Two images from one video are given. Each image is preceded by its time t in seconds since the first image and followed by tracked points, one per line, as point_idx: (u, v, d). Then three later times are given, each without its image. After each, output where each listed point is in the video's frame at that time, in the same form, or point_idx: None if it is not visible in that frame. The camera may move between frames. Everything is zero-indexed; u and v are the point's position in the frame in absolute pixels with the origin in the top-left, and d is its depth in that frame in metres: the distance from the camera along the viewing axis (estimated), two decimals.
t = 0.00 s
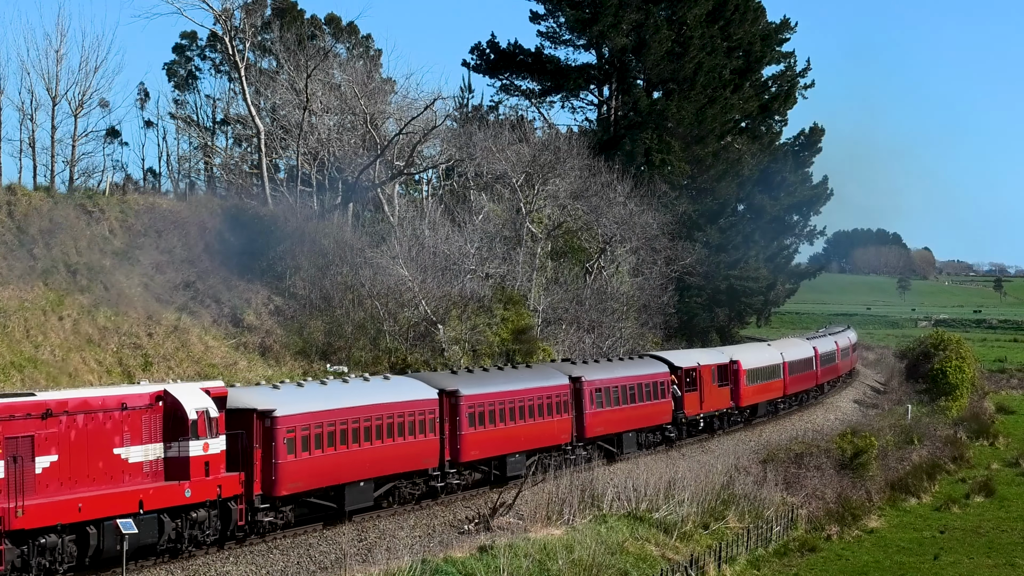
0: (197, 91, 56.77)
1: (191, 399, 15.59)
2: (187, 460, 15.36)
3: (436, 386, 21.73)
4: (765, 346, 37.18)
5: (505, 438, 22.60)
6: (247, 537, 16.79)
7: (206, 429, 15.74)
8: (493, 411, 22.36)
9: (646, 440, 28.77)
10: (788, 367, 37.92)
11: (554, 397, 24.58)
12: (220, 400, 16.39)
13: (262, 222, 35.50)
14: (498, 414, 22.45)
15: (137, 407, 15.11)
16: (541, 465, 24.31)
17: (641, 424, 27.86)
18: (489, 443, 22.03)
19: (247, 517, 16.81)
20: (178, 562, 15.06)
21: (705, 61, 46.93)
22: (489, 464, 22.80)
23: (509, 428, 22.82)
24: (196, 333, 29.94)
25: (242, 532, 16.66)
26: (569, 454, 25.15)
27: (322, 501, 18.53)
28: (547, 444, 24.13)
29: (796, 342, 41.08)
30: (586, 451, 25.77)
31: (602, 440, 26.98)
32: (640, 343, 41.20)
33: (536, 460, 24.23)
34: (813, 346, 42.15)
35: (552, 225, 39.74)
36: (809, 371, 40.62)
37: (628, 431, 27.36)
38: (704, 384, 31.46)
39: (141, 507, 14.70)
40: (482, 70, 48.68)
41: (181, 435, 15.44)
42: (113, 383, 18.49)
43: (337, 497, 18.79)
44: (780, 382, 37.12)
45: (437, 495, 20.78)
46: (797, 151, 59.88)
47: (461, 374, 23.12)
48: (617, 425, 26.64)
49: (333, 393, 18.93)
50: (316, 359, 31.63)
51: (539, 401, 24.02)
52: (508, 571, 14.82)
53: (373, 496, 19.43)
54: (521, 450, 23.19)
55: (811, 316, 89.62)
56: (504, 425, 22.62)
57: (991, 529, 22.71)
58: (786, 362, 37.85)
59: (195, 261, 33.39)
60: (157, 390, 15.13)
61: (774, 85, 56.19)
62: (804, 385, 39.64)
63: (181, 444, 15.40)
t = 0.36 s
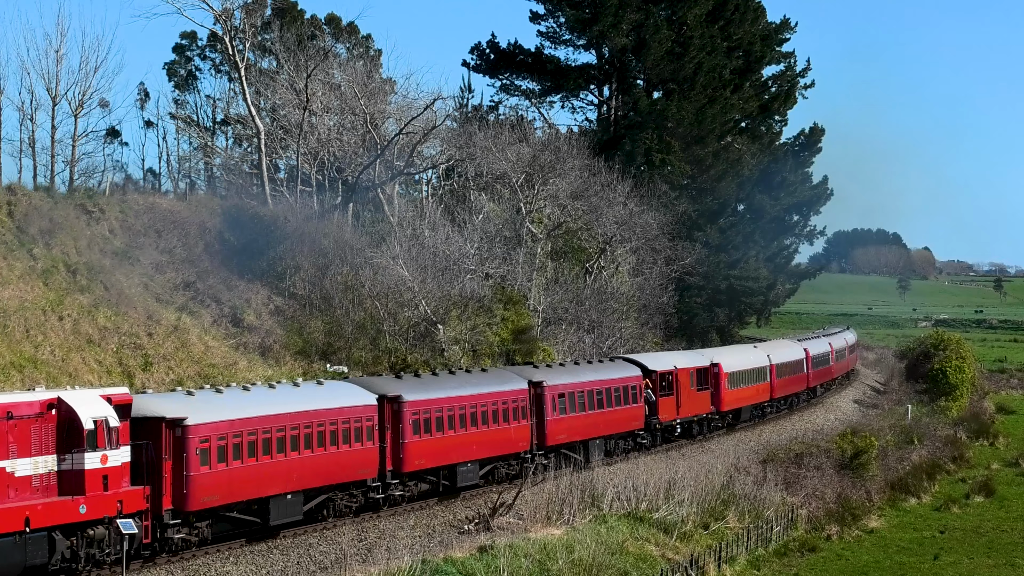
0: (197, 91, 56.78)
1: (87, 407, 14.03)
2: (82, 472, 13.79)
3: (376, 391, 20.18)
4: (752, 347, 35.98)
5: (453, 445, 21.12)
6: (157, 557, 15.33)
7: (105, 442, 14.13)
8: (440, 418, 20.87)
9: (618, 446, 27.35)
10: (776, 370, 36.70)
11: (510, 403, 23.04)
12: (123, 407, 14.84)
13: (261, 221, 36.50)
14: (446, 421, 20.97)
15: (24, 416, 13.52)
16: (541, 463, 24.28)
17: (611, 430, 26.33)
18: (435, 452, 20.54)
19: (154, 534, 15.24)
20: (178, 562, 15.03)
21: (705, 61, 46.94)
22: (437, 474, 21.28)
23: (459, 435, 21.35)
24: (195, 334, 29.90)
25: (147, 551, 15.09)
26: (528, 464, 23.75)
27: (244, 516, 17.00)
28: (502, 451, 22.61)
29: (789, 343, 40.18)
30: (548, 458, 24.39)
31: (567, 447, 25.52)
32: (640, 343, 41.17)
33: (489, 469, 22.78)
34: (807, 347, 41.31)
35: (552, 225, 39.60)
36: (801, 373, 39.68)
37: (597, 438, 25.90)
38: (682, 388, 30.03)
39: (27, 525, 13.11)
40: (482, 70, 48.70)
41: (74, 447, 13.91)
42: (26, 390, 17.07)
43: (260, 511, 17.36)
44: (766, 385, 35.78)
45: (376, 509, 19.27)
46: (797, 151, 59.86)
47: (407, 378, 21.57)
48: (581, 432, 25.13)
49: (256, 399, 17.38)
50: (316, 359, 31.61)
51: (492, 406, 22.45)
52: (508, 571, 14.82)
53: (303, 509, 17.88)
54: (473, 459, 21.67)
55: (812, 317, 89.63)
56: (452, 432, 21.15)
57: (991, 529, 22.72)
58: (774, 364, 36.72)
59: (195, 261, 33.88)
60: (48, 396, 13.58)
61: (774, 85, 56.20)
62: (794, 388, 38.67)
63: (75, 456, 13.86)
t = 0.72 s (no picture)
0: (197, 91, 56.76)
1: None
2: None
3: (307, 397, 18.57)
4: (737, 349, 34.61)
5: (393, 456, 19.60)
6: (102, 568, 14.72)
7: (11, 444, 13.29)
8: (380, 425, 19.41)
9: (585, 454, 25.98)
10: (763, 374, 35.36)
11: (460, 409, 21.58)
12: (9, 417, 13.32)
13: (262, 221, 36.76)
14: (387, 429, 19.52)
15: None
16: (540, 463, 24.27)
17: (573, 437, 24.98)
18: (373, 462, 19.08)
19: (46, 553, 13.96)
20: (178, 562, 15.06)
21: (705, 61, 46.94)
22: (377, 485, 19.83)
23: (403, 444, 19.91)
24: (195, 334, 29.91)
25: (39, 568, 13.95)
26: (481, 473, 22.34)
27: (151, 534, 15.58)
28: (449, 462, 21.13)
29: (780, 344, 39.15)
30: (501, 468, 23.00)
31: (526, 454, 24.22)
32: (640, 343, 41.16)
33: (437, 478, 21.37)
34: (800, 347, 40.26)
35: (552, 225, 39.44)
36: (792, 375, 38.53)
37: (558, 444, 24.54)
38: (656, 392, 28.64)
39: None
40: (482, 70, 48.71)
41: None
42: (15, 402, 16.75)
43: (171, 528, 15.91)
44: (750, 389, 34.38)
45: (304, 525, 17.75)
46: (797, 151, 59.84)
47: (347, 381, 19.99)
48: (538, 440, 23.73)
49: (199, 402, 16.37)
50: (316, 359, 31.63)
51: (438, 413, 20.94)
52: (508, 571, 14.82)
53: (221, 526, 16.45)
54: (415, 471, 20.16)
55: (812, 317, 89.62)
56: (395, 441, 19.72)
57: (991, 529, 22.71)
58: (760, 367, 35.37)
59: (195, 262, 33.88)
60: None
61: (774, 85, 56.22)
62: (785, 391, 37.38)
63: None
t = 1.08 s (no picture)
0: (197, 91, 56.76)
1: None
2: None
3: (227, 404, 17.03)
4: (718, 353, 33.35)
5: (327, 466, 18.04)
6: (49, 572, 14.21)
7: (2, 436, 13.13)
8: (309, 434, 17.80)
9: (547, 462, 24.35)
10: (745, 377, 33.94)
11: (405, 416, 19.93)
12: None
13: (262, 221, 36.84)
14: (317, 438, 17.90)
15: None
16: (542, 463, 24.24)
17: (534, 445, 23.34)
18: (300, 474, 17.48)
19: None
20: (177, 562, 15.06)
21: (705, 61, 46.95)
22: (308, 498, 18.23)
23: (337, 454, 18.31)
24: (195, 334, 29.90)
25: None
26: (428, 484, 20.62)
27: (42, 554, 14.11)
28: (394, 472, 19.51)
29: (769, 346, 38.04)
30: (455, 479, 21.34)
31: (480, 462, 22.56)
32: (640, 343, 41.13)
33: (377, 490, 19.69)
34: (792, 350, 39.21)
35: (552, 225, 39.52)
36: (778, 378, 37.19)
37: (517, 453, 22.87)
38: (626, 397, 27.10)
39: None
40: (482, 70, 48.73)
41: None
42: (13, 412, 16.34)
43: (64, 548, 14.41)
44: (729, 394, 32.88)
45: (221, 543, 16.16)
46: (797, 151, 59.83)
47: (276, 387, 18.42)
48: (495, 449, 22.08)
49: (160, 407, 15.73)
50: (316, 359, 31.64)
51: (381, 420, 19.32)
52: (508, 571, 14.82)
53: (123, 544, 14.87)
54: (353, 481, 18.59)
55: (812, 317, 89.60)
56: (327, 450, 18.09)
57: (991, 529, 22.71)
58: (742, 371, 33.94)
59: (195, 262, 33.89)
60: None
61: (774, 85, 56.22)
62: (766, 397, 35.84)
63: None
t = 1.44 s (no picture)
0: (197, 91, 56.79)
1: None
2: None
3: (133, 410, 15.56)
4: (698, 354, 31.87)
5: (248, 478, 16.68)
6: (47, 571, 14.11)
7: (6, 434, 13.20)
8: (226, 445, 16.39)
9: (503, 472, 22.87)
10: (727, 381, 32.46)
11: (338, 424, 18.48)
12: None
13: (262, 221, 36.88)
14: (236, 448, 16.51)
15: None
16: (541, 463, 24.23)
17: (489, 453, 21.91)
18: (214, 488, 16.07)
19: None
20: (177, 562, 15.06)
21: (705, 61, 46.94)
22: (226, 513, 16.78)
23: (259, 466, 16.91)
24: (195, 334, 29.90)
25: None
26: (366, 496, 19.14)
27: None
28: (325, 484, 18.11)
29: (757, 347, 36.81)
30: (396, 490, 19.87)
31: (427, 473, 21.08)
32: (640, 343, 41.09)
33: (308, 503, 18.23)
34: (781, 352, 38.06)
35: (552, 225, 39.57)
36: (764, 382, 35.78)
37: (469, 462, 21.40)
38: (594, 403, 25.56)
39: None
40: (482, 70, 48.76)
41: None
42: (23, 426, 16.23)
43: None
44: (709, 398, 31.34)
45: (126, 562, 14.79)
46: (797, 151, 59.81)
47: (192, 393, 16.95)
48: (443, 458, 20.58)
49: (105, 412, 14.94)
50: (316, 359, 31.66)
51: (310, 428, 17.91)
52: (508, 571, 14.82)
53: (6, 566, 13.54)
54: (278, 495, 17.22)
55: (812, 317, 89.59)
56: (247, 462, 16.69)
57: (991, 529, 22.71)
58: (724, 374, 32.45)
59: (195, 262, 33.88)
60: None
61: (774, 85, 56.23)
62: (750, 402, 34.26)
63: None
